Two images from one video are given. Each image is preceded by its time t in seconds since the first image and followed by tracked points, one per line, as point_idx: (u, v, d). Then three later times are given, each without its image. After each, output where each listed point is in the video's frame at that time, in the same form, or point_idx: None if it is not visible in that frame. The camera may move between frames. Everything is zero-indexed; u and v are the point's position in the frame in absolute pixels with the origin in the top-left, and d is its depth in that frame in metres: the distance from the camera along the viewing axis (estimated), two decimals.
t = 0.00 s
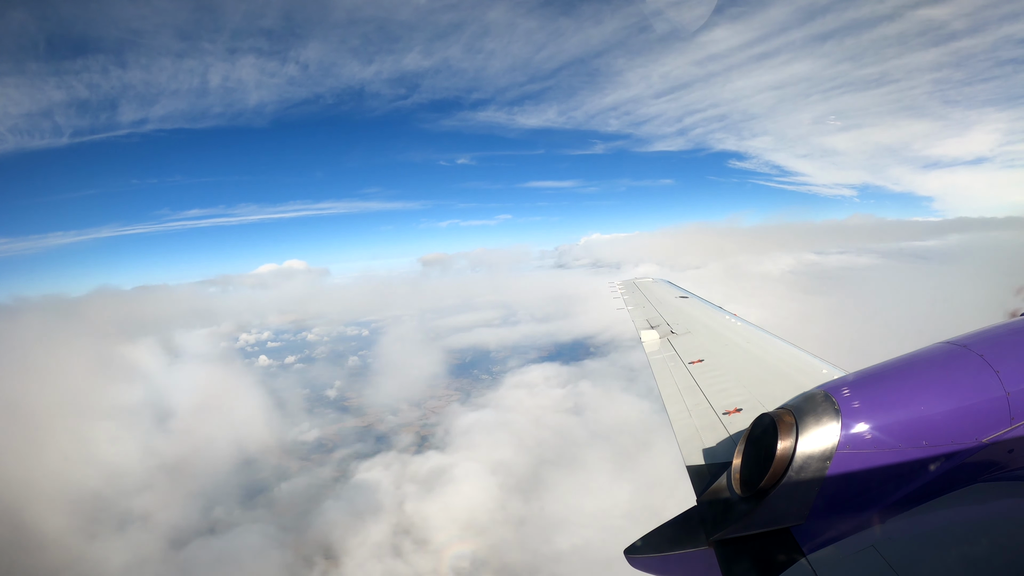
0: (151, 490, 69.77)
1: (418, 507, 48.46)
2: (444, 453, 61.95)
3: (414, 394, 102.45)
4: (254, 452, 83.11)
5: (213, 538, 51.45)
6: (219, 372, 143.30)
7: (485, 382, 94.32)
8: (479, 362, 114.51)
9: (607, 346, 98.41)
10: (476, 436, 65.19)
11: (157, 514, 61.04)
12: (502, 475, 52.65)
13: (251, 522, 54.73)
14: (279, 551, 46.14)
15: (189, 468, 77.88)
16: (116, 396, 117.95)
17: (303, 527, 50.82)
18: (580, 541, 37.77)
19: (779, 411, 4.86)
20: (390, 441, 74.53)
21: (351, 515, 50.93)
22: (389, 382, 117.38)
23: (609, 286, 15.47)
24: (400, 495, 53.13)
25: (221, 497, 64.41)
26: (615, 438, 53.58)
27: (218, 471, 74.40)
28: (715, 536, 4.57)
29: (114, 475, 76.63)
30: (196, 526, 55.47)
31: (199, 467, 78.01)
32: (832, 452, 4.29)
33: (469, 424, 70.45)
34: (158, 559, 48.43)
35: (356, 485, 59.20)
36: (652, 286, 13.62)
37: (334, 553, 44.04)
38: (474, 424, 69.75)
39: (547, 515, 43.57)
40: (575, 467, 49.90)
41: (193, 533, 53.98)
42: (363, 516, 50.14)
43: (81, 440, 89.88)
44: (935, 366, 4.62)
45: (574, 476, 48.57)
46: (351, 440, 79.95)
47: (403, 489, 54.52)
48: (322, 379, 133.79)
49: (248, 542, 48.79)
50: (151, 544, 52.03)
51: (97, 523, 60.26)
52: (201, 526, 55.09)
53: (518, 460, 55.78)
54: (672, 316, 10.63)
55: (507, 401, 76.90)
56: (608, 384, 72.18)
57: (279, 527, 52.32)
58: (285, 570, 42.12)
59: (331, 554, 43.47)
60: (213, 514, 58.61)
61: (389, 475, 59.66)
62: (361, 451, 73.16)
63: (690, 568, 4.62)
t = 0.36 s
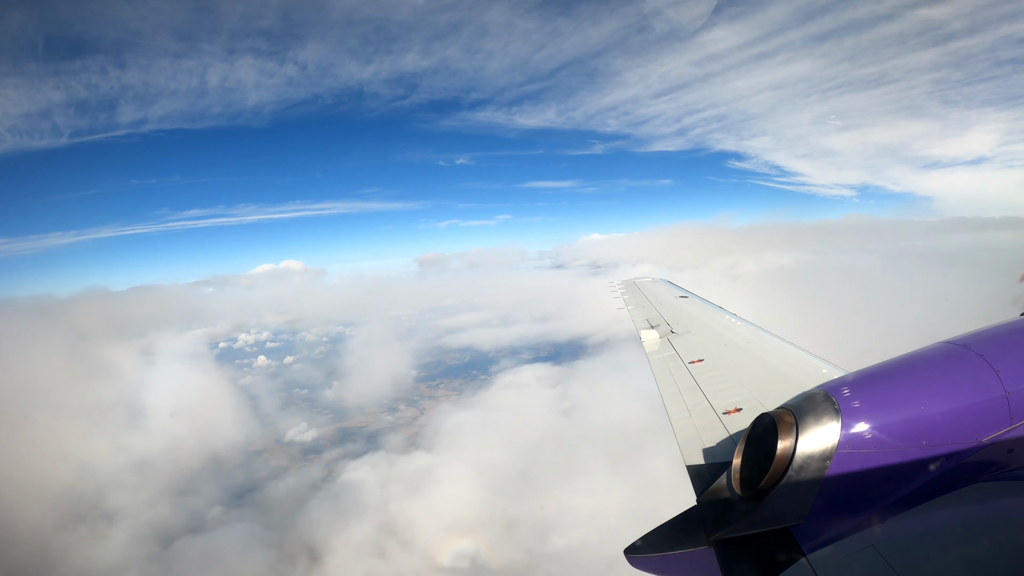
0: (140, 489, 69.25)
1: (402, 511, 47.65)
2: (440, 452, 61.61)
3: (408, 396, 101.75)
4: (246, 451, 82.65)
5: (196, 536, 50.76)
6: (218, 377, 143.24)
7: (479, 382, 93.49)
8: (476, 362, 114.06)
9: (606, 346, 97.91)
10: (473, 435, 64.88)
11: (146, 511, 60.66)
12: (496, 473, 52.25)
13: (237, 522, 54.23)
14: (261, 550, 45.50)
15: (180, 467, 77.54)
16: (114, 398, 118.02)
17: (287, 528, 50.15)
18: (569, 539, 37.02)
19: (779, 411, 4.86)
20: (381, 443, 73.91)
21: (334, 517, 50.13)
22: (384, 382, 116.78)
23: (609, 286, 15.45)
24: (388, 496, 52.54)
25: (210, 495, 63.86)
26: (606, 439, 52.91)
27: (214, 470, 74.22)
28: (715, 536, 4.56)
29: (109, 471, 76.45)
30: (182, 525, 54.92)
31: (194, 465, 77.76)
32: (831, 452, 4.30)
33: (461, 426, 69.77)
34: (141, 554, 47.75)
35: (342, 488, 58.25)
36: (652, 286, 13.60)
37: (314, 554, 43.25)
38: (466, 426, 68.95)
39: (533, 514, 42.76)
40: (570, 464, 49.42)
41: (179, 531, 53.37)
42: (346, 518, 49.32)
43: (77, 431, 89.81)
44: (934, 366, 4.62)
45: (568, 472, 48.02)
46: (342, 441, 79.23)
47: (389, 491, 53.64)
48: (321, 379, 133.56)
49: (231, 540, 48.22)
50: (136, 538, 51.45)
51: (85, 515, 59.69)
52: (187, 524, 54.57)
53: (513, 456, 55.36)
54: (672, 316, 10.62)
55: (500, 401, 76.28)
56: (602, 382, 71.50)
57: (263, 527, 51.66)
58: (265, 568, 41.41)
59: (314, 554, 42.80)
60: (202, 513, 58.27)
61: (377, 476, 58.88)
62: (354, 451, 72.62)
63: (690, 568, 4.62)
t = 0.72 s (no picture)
0: (131, 469, 68.08)
1: (396, 512, 46.68)
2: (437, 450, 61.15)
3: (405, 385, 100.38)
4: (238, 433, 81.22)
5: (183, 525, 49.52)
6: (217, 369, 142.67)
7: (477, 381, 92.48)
8: (476, 361, 113.39)
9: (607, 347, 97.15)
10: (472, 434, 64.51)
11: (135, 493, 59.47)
12: (494, 470, 51.77)
13: (227, 508, 52.99)
14: (249, 542, 44.53)
15: (173, 450, 76.36)
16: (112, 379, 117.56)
17: (276, 519, 48.89)
18: (566, 538, 36.54)
19: (780, 410, 4.85)
20: (377, 436, 72.78)
21: (326, 512, 48.93)
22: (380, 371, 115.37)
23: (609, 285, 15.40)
24: (383, 494, 51.65)
25: (200, 478, 62.61)
26: (604, 439, 51.95)
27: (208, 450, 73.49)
28: (715, 535, 4.57)
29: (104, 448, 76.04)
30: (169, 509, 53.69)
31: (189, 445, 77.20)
32: (831, 452, 4.30)
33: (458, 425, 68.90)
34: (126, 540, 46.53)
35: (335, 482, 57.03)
36: (652, 285, 13.57)
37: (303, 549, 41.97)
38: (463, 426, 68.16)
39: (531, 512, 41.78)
40: (569, 463, 48.99)
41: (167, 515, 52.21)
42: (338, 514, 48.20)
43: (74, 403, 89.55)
44: (935, 365, 4.64)
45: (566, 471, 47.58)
46: (337, 429, 77.83)
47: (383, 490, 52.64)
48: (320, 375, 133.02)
49: (219, 533, 46.96)
50: (125, 522, 50.74)
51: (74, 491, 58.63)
52: (176, 509, 53.75)
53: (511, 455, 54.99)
54: (673, 316, 10.61)
55: (498, 401, 75.43)
56: (601, 381, 70.51)
57: (251, 516, 50.49)
58: (251, 565, 40.14)
59: (300, 548, 41.86)
60: (191, 497, 57.07)
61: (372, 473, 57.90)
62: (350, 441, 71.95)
63: (690, 568, 4.62)
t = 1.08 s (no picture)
0: (129, 466, 68.08)
1: (392, 514, 45.96)
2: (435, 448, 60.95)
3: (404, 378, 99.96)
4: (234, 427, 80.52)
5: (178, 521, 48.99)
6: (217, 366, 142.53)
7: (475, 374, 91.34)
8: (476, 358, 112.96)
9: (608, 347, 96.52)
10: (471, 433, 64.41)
11: (130, 490, 58.94)
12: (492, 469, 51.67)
13: (222, 504, 52.46)
14: (240, 539, 44.19)
15: (171, 447, 75.91)
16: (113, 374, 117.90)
17: (268, 518, 48.11)
18: (562, 539, 36.55)
19: (781, 410, 4.85)
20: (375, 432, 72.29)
21: (320, 511, 48.16)
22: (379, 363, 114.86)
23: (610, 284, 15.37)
24: (372, 494, 51.55)
25: (196, 474, 62.35)
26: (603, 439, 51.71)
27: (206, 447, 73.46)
28: (716, 535, 4.57)
29: (103, 443, 76.03)
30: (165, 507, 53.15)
31: (188, 441, 77.22)
32: (832, 452, 4.30)
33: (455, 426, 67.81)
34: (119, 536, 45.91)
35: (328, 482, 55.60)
36: (653, 285, 13.55)
37: (295, 550, 41.25)
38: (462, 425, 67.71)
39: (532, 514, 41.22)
40: (567, 465, 48.96)
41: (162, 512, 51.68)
42: (333, 513, 47.59)
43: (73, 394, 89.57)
44: (936, 365, 4.63)
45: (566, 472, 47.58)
46: (336, 425, 77.60)
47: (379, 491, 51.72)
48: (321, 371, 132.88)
49: (212, 531, 46.34)
50: (120, 516, 50.71)
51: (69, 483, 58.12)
52: (170, 504, 53.61)
53: (510, 454, 54.94)
54: (673, 316, 10.60)
55: (498, 400, 75.18)
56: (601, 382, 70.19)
57: (242, 511, 50.02)
58: (240, 563, 39.82)
59: (286, 546, 41.87)
60: (186, 494, 56.62)
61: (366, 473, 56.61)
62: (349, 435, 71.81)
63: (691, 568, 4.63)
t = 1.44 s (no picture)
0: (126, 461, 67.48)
1: (385, 503, 43.61)
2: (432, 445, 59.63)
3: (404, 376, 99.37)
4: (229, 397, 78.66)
5: (162, 507, 46.46)
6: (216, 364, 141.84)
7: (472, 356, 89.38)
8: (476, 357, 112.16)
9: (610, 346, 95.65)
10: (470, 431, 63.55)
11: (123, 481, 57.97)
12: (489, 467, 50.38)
13: (206, 488, 49.73)
14: (220, 531, 41.01)
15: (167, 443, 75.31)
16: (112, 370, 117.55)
17: (253, 504, 45.33)
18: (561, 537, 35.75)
19: (781, 411, 4.86)
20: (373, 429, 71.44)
21: (307, 503, 44.80)
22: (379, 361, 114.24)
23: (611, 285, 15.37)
24: (358, 490, 47.01)
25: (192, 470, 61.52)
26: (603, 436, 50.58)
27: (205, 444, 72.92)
28: (717, 535, 4.57)
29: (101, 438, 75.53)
30: (160, 482, 51.71)
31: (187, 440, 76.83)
32: (833, 452, 4.29)
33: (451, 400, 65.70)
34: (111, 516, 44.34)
35: (319, 464, 53.29)
36: (654, 286, 13.54)
37: (280, 545, 38.24)
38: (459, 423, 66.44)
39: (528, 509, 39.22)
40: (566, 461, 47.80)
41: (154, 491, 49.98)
42: (319, 507, 43.86)
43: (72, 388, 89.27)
44: (936, 365, 4.65)
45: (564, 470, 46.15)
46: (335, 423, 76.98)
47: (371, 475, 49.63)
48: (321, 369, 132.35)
49: (194, 519, 43.63)
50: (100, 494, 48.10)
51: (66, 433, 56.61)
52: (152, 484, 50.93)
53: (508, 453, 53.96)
54: (674, 316, 10.60)
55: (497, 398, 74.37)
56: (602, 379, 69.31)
57: (223, 499, 46.73)
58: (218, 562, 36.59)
59: (268, 543, 38.37)
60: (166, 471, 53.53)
61: (359, 457, 54.26)
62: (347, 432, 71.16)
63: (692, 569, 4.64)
